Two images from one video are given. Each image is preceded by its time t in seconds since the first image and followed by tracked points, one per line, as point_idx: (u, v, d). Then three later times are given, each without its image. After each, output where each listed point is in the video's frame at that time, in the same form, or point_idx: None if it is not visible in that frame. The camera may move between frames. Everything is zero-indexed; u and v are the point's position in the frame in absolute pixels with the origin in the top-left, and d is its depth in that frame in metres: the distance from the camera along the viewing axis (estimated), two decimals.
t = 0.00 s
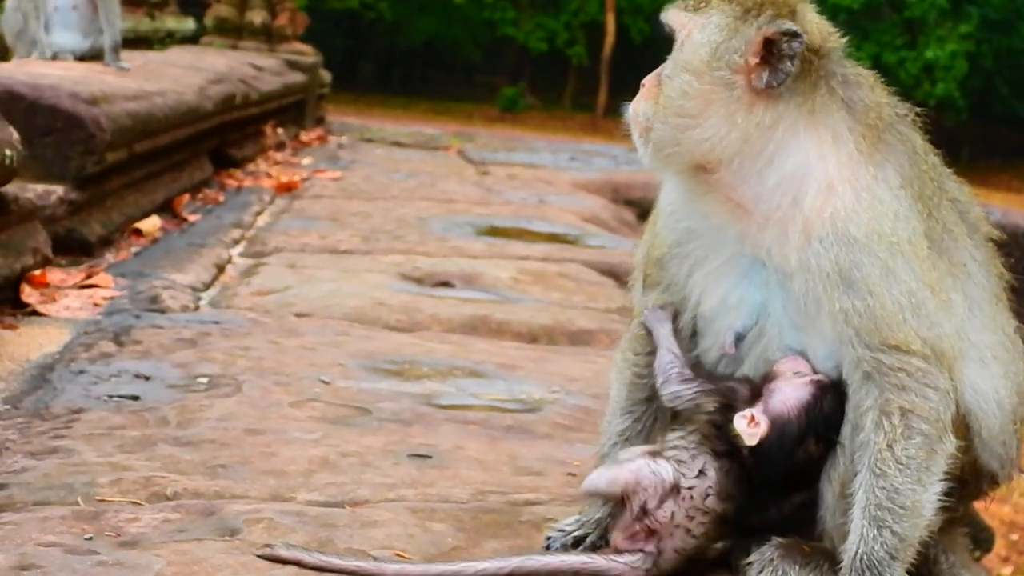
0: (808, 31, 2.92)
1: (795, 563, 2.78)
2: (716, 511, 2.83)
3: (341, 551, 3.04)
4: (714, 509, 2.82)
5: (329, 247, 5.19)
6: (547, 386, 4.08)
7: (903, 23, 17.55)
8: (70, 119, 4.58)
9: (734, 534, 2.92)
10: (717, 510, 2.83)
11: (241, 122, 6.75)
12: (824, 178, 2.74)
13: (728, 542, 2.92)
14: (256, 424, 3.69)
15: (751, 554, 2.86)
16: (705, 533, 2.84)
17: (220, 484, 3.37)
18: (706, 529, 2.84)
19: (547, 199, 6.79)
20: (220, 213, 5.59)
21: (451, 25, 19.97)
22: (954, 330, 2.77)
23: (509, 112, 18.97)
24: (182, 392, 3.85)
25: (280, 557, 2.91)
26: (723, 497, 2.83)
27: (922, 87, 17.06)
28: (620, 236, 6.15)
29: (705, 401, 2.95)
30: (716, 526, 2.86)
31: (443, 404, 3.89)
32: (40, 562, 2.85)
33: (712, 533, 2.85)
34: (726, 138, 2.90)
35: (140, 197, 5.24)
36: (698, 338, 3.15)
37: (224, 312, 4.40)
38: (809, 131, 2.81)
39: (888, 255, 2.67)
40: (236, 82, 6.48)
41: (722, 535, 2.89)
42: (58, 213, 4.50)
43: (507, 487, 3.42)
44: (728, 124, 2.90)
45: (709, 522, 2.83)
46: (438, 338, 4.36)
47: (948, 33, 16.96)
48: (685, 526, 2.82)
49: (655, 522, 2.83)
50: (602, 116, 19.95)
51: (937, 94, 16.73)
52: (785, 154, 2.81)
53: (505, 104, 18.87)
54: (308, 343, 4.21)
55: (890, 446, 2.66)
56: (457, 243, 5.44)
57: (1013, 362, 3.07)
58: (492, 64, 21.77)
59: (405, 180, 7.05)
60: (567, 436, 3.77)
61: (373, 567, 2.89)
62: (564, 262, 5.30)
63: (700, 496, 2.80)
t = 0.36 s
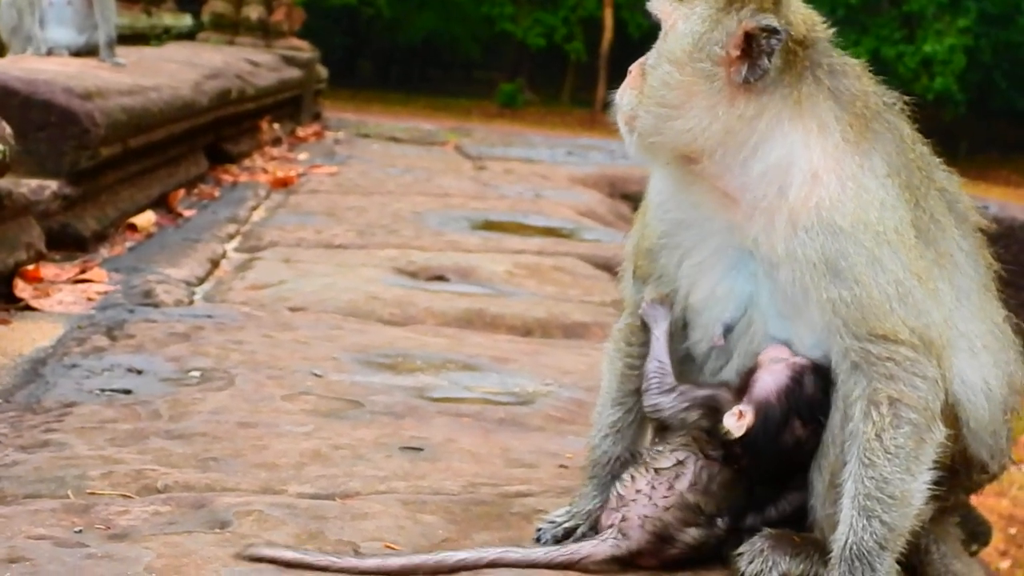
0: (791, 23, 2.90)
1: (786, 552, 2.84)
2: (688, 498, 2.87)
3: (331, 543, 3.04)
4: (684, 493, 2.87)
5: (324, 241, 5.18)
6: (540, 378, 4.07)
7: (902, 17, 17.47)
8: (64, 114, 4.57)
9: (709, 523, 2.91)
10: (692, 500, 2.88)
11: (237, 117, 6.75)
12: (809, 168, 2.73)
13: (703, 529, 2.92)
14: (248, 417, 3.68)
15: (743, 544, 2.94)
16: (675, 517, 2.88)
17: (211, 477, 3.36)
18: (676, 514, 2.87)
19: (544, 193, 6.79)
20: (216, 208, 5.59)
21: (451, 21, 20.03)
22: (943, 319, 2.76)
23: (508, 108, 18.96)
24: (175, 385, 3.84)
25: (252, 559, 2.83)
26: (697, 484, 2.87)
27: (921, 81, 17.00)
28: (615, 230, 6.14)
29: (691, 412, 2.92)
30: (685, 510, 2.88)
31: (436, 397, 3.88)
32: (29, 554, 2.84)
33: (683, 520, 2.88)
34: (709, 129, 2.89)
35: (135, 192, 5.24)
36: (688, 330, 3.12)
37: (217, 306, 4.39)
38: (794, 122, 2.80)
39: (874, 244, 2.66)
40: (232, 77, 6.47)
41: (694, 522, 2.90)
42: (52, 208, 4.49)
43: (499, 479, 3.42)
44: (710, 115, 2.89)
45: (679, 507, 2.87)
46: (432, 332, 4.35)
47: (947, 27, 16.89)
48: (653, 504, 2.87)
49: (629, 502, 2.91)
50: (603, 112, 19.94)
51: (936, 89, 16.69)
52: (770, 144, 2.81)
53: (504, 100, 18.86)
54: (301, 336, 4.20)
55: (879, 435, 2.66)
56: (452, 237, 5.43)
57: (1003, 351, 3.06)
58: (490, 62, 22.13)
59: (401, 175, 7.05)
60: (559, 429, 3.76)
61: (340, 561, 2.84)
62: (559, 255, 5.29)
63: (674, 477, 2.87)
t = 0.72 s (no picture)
0: (772, 10, 2.90)
1: (766, 540, 2.91)
2: (641, 481, 2.88)
3: (310, 530, 3.06)
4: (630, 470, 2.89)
5: (308, 232, 5.17)
6: (524, 368, 4.07)
7: (890, 13, 17.49)
8: (48, 104, 4.55)
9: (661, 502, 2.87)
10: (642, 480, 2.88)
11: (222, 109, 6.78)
12: (791, 156, 2.73)
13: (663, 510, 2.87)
14: (230, 405, 3.67)
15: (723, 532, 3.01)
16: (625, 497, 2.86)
17: (192, 464, 3.35)
18: (629, 497, 2.85)
19: (530, 186, 6.79)
20: (201, 199, 5.58)
21: (440, 17, 20.04)
22: (925, 308, 2.76)
23: (497, 103, 18.95)
24: (157, 374, 3.83)
25: None
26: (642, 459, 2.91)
27: (909, 78, 17.04)
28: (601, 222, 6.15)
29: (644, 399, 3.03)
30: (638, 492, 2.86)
31: (419, 385, 3.88)
32: (8, 540, 2.85)
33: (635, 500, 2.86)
34: (691, 117, 2.90)
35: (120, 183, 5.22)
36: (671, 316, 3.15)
37: (201, 296, 4.38)
38: (775, 109, 2.81)
39: (856, 232, 2.65)
40: (218, 69, 6.46)
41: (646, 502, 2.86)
42: (35, 198, 4.46)
43: (481, 467, 3.42)
44: (691, 104, 2.91)
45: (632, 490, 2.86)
46: (416, 322, 4.34)
47: (935, 23, 16.95)
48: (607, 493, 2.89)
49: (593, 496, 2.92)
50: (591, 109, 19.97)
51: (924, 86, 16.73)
52: (751, 132, 2.82)
53: (493, 94, 18.86)
54: (285, 327, 4.19)
55: (859, 424, 2.64)
56: (438, 229, 5.43)
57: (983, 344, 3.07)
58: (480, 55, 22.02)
59: (387, 168, 7.03)
60: (542, 418, 3.76)
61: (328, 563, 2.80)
62: (544, 248, 5.29)
63: (623, 464, 2.93)
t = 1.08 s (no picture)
0: None
1: (739, 464, 3.02)
2: (576, 385, 3.04)
3: (285, 451, 3.07)
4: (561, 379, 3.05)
5: (292, 163, 5.20)
6: (505, 298, 4.07)
7: None
8: (30, 30, 4.49)
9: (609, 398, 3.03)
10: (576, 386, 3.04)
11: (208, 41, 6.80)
12: (737, 84, 2.74)
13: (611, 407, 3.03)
14: (208, 330, 3.67)
15: (697, 454, 3.10)
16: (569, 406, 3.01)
17: (170, 387, 3.35)
18: (574, 401, 3.02)
19: (518, 121, 6.95)
20: (185, 129, 5.59)
21: None
22: (888, 223, 2.85)
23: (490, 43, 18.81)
24: (136, 299, 3.82)
25: (210, 505, 2.78)
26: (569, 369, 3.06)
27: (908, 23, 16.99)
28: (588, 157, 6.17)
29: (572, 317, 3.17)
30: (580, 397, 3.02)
31: (399, 313, 3.88)
32: None
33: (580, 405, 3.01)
34: (629, 75, 2.87)
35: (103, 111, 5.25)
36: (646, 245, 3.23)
37: (183, 224, 4.38)
38: (710, 39, 2.80)
39: (810, 150, 2.73)
40: None
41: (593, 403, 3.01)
42: (15, 124, 4.49)
43: (459, 393, 3.44)
44: (626, 59, 2.87)
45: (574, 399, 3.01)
46: (398, 253, 4.35)
47: None
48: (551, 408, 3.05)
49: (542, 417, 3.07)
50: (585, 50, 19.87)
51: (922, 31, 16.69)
52: (690, 67, 2.81)
53: (485, 32, 18.75)
54: (265, 255, 4.20)
55: (823, 346, 2.77)
56: (422, 161, 5.48)
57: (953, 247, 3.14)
58: None
59: (374, 102, 7.18)
60: (522, 345, 3.77)
61: (299, 488, 2.85)
62: (528, 180, 5.34)
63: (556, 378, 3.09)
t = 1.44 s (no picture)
0: None
1: (699, 432, 3.02)
2: (493, 318, 3.03)
3: (244, 418, 3.03)
4: (467, 314, 3.05)
5: (259, 134, 5.37)
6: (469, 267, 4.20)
7: None
8: None
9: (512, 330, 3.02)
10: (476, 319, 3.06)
11: (176, 13, 6.81)
12: (681, 50, 2.87)
13: (515, 341, 3.03)
14: (170, 298, 3.66)
15: (657, 422, 3.09)
16: (479, 343, 3.05)
17: (130, 354, 3.33)
18: (494, 334, 3.03)
19: (487, 93, 7.22)
20: (153, 100, 5.61)
21: None
22: (838, 190, 2.96)
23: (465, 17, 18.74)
24: (99, 268, 3.81)
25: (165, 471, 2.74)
26: (471, 302, 3.06)
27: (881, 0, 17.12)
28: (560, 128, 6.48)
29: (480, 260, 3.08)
30: (485, 328, 3.06)
31: (362, 282, 3.95)
32: None
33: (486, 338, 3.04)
34: (574, 40, 2.99)
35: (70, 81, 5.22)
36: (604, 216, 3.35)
37: (148, 194, 4.41)
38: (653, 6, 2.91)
39: (755, 116, 2.85)
40: None
41: (498, 333, 3.03)
42: None
43: (420, 360, 3.46)
44: (570, 24, 2.98)
45: (478, 329, 3.06)
46: (363, 223, 4.46)
47: None
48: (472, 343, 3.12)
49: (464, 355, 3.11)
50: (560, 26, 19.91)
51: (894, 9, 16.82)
52: (635, 33, 2.91)
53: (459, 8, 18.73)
54: (230, 224, 4.26)
55: (776, 311, 2.88)
56: (391, 132, 5.74)
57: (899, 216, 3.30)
58: None
59: (345, 74, 7.28)
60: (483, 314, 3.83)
61: (254, 454, 2.80)
62: (495, 152, 5.64)
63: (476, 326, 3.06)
